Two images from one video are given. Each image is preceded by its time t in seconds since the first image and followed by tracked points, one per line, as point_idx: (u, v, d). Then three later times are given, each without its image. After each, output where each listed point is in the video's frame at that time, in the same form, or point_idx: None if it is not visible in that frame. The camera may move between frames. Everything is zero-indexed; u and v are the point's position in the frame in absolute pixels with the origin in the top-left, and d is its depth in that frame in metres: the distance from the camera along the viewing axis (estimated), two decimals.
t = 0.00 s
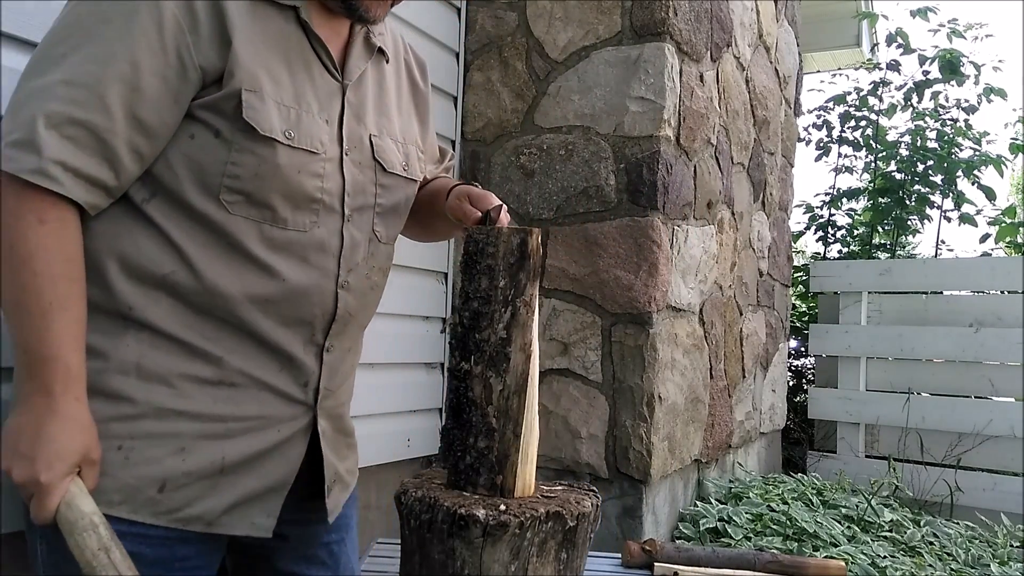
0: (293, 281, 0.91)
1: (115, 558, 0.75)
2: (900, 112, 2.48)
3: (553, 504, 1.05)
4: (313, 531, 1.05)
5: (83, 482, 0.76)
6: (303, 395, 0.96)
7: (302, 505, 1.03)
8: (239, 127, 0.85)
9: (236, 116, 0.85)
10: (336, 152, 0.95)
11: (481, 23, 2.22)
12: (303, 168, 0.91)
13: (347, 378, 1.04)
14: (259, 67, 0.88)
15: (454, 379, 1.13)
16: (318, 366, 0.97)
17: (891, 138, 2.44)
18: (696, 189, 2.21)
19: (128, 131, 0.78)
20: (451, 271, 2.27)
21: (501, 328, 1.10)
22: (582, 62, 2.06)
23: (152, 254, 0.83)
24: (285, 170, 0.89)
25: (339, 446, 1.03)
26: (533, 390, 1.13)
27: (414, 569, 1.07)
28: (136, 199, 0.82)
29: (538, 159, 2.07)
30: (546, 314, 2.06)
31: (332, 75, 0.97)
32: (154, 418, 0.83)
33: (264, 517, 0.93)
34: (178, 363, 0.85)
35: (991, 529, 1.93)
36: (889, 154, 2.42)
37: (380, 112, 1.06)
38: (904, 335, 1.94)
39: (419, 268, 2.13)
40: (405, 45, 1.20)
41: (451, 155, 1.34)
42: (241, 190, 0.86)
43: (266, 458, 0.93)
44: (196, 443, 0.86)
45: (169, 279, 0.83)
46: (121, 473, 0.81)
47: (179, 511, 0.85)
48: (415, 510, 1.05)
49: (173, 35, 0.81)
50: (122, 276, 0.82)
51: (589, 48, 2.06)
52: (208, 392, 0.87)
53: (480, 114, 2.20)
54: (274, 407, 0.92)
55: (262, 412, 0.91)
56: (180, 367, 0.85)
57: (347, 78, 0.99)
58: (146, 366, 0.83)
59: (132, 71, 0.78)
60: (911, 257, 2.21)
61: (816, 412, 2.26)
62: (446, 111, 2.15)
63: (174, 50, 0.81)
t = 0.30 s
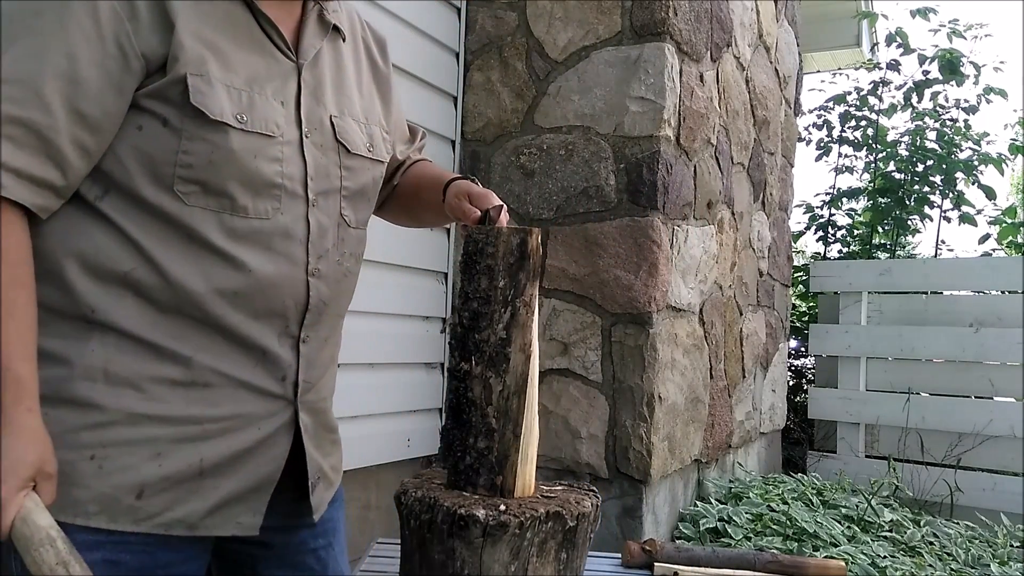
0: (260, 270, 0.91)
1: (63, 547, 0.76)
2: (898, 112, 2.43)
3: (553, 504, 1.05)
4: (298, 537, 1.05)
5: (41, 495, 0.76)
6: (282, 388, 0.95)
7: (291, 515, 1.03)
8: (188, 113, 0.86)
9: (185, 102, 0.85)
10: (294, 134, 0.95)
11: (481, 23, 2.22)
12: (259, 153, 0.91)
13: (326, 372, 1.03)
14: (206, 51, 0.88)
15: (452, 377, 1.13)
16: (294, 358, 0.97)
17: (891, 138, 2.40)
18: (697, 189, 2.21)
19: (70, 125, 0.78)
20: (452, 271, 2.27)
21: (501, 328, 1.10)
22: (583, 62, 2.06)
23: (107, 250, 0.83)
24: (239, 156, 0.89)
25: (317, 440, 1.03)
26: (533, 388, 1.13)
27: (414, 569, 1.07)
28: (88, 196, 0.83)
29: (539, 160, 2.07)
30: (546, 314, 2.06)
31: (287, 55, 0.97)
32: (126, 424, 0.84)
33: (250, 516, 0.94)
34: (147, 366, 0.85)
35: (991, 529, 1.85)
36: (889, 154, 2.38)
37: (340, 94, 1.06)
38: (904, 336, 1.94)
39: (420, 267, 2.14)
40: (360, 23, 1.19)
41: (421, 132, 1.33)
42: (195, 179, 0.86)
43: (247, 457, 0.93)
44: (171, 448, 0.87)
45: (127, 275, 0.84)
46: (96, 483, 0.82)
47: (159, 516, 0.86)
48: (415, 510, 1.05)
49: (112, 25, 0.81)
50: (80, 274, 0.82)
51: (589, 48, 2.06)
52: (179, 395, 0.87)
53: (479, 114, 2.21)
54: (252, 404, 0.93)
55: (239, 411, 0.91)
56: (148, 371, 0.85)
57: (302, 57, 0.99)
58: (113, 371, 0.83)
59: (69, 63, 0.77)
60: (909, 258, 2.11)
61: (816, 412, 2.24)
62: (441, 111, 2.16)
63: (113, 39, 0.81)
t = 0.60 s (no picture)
0: (241, 266, 0.89)
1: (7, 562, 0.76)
2: (898, 112, 2.42)
3: (553, 504, 1.05)
4: (291, 540, 1.02)
5: None
6: (268, 384, 0.93)
7: (282, 515, 1.00)
8: (159, 105, 0.83)
9: (155, 94, 0.83)
10: (274, 125, 0.93)
11: (481, 23, 2.22)
12: (235, 143, 0.88)
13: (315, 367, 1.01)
14: (176, 42, 0.86)
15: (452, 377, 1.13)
16: (281, 355, 0.95)
17: (892, 138, 2.40)
18: (697, 189, 2.21)
19: (39, 123, 0.78)
20: (452, 271, 2.27)
21: (502, 328, 1.10)
22: (582, 62, 2.06)
23: (82, 247, 0.82)
24: (213, 147, 0.86)
25: (305, 438, 1.00)
26: (533, 391, 1.13)
27: (414, 569, 1.07)
28: (64, 194, 0.82)
29: (539, 160, 2.07)
30: (546, 314, 2.06)
31: (264, 44, 0.95)
32: (111, 427, 0.82)
33: (241, 516, 0.92)
34: (130, 367, 0.83)
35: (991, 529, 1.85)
36: (889, 154, 2.39)
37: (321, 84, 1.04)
38: (904, 335, 1.95)
39: (420, 266, 2.13)
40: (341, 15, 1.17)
41: (407, 126, 1.31)
42: (170, 173, 0.84)
43: (236, 456, 0.91)
44: (156, 449, 0.85)
45: (103, 273, 0.82)
46: (83, 487, 0.81)
47: (149, 519, 0.85)
48: (415, 510, 1.05)
49: (78, 17, 0.80)
50: (58, 273, 0.81)
51: (589, 48, 2.06)
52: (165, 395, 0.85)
53: (479, 114, 2.21)
54: (240, 403, 0.91)
55: (225, 410, 0.89)
56: (130, 372, 0.83)
57: (279, 46, 0.97)
58: (96, 374, 0.82)
59: (33, 57, 0.77)
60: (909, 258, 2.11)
61: (816, 412, 2.26)
62: (439, 111, 2.17)
63: (78, 32, 0.80)
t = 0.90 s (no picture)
0: (237, 265, 0.89)
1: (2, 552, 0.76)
2: (899, 112, 2.42)
3: (553, 504, 1.05)
4: (287, 541, 1.02)
5: None
6: (263, 386, 0.93)
7: (276, 518, 1.00)
8: (157, 103, 0.83)
9: (153, 92, 0.83)
10: (274, 126, 0.93)
11: (481, 23, 2.22)
12: (234, 142, 0.89)
13: (312, 369, 1.01)
14: (175, 40, 0.86)
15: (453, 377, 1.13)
16: (276, 356, 0.94)
17: (891, 137, 2.40)
18: (697, 189, 2.21)
19: (35, 119, 0.78)
20: (452, 271, 2.27)
21: (502, 328, 1.10)
22: (582, 62, 2.06)
23: (79, 244, 0.82)
24: (211, 145, 0.86)
25: (302, 440, 1.00)
26: (533, 391, 1.13)
27: (414, 569, 1.07)
28: (61, 191, 0.82)
29: (539, 160, 2.07)
30: (546, 314, 2.06)
31: (266, 45, 0.95)
32: (105, 426, 0.82)
33: (236, 516, 0.92)
34: (124, 367, 0.83)
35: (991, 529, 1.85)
36: (890, 154, 2.39)
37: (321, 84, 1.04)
38: (904, 335, 1.95)
39: (420, 266, 2.13)
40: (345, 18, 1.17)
41: (411, 131, 1.31)
42: (167, 171, 0.84)
43: (232, 456, 0.91)
44: (152, 449, 0.85)
45: (100, 271, 0.82)
46: (78, 487, 0.80)
47: (143, 519, 0.84)
48: (415, 510, 1.05)
49: (77, 15, 0.80)
50: (53, 270, 0.81)
51: (589, 48, 2.06)
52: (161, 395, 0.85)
53: (479, 114, 2.22)
54: (235, 403, 0.90)
55: (221, 410, 0.89)
56: (127, 372, 0.83)
57: (281, 48, 0.97)
58: (91, 374, 0.81)
59: (31, 52, 0.77)
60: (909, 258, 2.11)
61: (816, 412, 2.24)
62: (440, 111, 2.18)
63: (76, 29, 0.80)
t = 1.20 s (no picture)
0: (239, 272, 0.88)
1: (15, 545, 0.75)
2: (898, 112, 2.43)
3: (553, 504, 1.05)
4: (284, 542, 1.01)
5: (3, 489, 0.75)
6: (262, 392, 0.92)
7: (275, 520, 1.00)
8: (167, 108, 0.82)
9: (164, 97, 0.82)
10: (282, 134, 0.92)
11: (481, 23, 2.22)
12: (241, 150, 0.87)
13: (312, 374, 1.00)
14: (187, 45, 0.85)
15: (453, 376, 1.13)
16: (276, 363, 0.94)
17: (891, 137, 2.39)
18: (696, 189, 2.21)
19: (45, 119, 0.75)
20: (451, 271, 2.27)
21: (502, 328, 1.10)
22: (582, 62, 2.06)
23: (85, 247, 0.81)
24: (219, 153, 0.85)
25: (301, 444, 1.00)
26: (533, 391, 1.13)
27: (414, 570, 1.07)
28: (67, 190, 0.81)
29: (539, 160, 2.07)
30: (546, 314, 2.07)
31: (278, 54, 0.93)
32: (101, 426, 0.81)
33: (231, 522, 0.91)
34: (121, 366, 0.82)
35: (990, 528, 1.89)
36: (889, 154, 2.37)
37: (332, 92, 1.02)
38: (904, 335, 1.94)
39: (420, 266, 2.13)
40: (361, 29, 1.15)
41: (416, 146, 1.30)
42: (174, 176, 0.83)
43: (229, 460, 0.90)
44: (148, 451, 0.84)
45: (104, 271, 0.81)
46: (71, 485, 0.79)
47: (137, 521, 0.83)
48: (415, 510, 1.05)
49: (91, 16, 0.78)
50: (57, 268, 0.80)
51: (589, 48, 2.06)
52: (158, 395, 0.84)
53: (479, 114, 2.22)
54: (232, 407, 0.90)
55: (219, 414, 0.88)
56: (123, 371, 0.82)
57: (293, 57, 0.95)
58: (90, 373, 0.81)
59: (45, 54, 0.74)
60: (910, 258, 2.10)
61: (816, 412, 2.28)
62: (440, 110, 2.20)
63: (91, 31, 0.78)
